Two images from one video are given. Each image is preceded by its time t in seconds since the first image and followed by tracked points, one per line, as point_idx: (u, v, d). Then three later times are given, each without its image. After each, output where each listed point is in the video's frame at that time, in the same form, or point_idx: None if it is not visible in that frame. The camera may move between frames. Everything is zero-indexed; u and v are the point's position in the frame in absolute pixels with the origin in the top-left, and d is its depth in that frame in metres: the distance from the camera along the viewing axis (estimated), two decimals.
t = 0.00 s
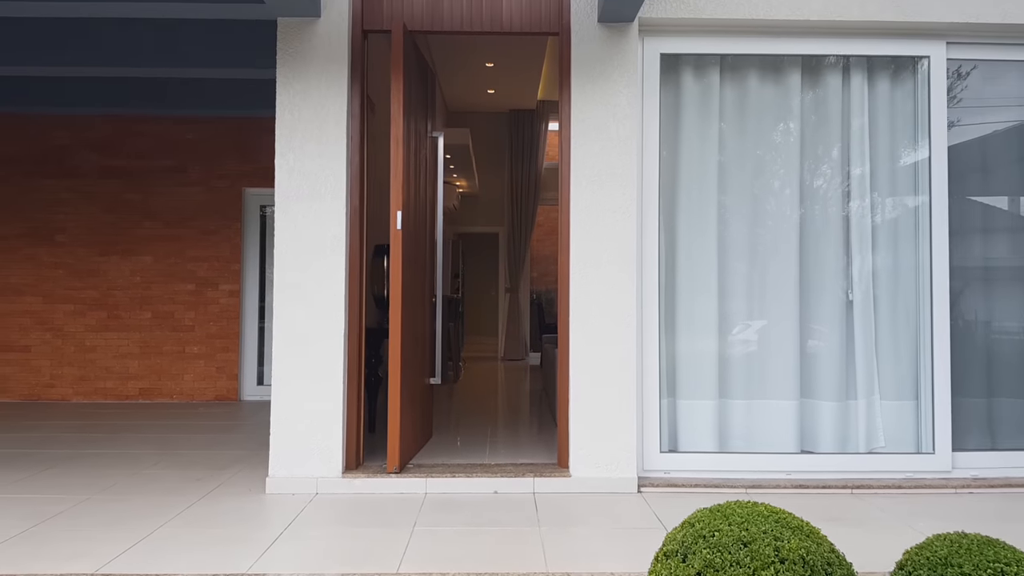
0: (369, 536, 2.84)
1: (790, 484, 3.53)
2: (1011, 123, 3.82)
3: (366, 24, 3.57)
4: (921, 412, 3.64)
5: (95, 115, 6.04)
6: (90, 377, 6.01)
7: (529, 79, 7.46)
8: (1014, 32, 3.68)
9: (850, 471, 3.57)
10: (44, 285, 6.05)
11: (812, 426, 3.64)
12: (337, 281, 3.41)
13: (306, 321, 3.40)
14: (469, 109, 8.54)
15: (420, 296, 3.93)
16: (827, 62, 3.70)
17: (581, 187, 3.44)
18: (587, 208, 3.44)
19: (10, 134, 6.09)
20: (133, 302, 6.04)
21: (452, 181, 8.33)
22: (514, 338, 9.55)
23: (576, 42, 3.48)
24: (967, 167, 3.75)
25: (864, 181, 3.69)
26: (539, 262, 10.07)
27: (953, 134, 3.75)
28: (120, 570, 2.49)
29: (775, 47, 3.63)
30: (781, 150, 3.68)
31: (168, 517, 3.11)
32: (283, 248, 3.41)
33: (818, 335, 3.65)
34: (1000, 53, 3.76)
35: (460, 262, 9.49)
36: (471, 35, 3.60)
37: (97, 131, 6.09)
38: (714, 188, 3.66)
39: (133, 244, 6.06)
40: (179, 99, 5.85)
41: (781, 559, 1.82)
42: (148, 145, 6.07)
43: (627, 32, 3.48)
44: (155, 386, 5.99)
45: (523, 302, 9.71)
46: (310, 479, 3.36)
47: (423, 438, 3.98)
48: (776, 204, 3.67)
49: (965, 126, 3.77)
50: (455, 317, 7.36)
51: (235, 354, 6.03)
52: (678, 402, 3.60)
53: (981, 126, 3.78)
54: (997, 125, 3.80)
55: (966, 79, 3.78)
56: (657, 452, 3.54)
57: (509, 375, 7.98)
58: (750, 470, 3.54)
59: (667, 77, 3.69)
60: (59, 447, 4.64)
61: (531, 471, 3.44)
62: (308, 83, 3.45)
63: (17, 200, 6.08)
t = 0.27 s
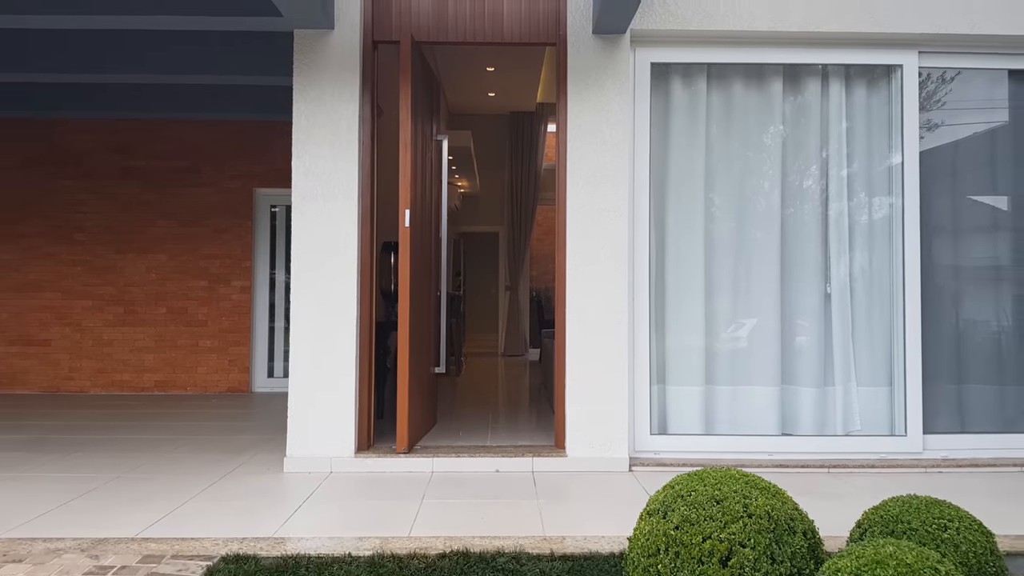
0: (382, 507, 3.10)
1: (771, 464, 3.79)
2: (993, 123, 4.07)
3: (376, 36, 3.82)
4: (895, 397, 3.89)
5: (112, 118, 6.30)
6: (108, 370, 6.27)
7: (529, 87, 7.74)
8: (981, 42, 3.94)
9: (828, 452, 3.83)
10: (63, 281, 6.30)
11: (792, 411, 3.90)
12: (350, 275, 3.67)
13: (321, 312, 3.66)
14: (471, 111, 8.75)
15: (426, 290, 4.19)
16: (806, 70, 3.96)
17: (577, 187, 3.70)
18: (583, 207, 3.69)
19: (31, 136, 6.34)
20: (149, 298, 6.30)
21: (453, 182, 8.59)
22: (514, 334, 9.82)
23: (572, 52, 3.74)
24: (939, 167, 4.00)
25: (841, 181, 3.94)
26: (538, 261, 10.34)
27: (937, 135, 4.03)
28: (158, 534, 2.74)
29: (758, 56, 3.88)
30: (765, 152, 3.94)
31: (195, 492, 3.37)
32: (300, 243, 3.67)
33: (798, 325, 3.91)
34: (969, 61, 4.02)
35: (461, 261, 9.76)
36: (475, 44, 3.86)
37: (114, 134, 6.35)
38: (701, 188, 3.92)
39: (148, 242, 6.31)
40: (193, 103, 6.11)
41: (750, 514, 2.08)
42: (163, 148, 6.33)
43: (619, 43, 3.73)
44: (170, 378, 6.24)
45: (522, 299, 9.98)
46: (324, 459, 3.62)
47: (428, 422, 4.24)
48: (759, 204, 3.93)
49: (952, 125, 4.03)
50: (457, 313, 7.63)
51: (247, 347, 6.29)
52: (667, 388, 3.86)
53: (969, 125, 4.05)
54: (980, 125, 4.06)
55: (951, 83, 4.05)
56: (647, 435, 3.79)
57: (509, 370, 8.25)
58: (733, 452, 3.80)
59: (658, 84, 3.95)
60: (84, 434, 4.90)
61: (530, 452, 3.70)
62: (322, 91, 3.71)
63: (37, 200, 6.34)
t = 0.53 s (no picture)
0: (393, 489, 3.36)
1: (755, 452, 4.05)
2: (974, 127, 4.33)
3: (386, 50, 4.08)
4: (872, 390, 4.14)
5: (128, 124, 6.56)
6: (124, 366, 6.53)
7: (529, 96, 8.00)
8: (953, 57, 4.20)
9: (809, 441, 4.08)
10: (81, 281, 6.56)
11: (775, 402, 4.15)
12: (361, 275, 3.93)
13: (334, 309, 3.92)
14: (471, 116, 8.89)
15: (432, 288, 4.45)
16: (789, 83, 4.22)
17: (574, 193, 3.95)
18: (579, 211, 3.95)
19: (49, 142, 6.60)
20: (163, 297, 6.55)
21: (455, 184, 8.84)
22: (514, 332, 10.09)
23: (569, 67, 3.99)
24: (914, 174, 4.26)
25: (821, 187, 4.20)
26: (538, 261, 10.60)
27: (924, 139, 4.29)
28: (190, 512, 3.00)
29: (743, 70, 4.14)
30: (750, 159, 4.20)
31: (219, 476, 3.62)
32: (315, 245, 3.92)
33: (781, 321, 4.17)
34: (944, 73, 4.28)
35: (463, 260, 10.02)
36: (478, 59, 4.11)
37: (130, 140, 6.61)
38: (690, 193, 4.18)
39: (162, 243, 6.57)
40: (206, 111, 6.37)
41: (726, 488, 2.32)
42: (177, 153, 6.59)
43: (612, 58, 4.00)
44: (184, 374, 6.50)
45: (522, 298, 10.24)
46: (337, 446, 3.88)
47: (434, 413, 4.49)
48: (744, 208, 4.19)
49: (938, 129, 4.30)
50: (459, 311, 7.89)
51: (258, 344, 6.54)
52: (658, 380, 4.12)
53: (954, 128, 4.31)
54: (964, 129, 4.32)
55: (935, 91, 4.32)
56: (640, 424, 4.05)
57: (509, 366, 8.51)
58: (720, 440, 4.06)
59: (650, 96, 4.21)
60: (105, 426, 5.16)
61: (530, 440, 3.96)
62: (335, 103, 3.96)
63: (56, 203, 6.60)
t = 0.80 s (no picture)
0: (400, 469, 3.60)
1: (740, 437, 4.29)
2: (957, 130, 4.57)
3: (393, 58, 4.31)
4: (852, 379, 4.38)
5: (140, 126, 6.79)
6: (138, 359, 6.77)
7: (529, 98, 8.23)
8: (929, 64, 4.43)
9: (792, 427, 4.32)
10: (95, 277, 6.79)
11: (760, 390, 4.39)
12: (369, 269, 4.17)
13: (344, 302, 4.16)
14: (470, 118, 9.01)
15: (435, 282, 4.68)
16: (774, 88, 4.45)
17: (570, 192, 4.19)
18: (575, 210, 4.19)
19: (64, 143, 6.84)
20: (175, 292, 6.79)
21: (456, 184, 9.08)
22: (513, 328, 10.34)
23: (565, 74, 4.23)
24: (893, 175, 4.49)
25: (804, 187, 4.44)
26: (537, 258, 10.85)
27: (912, 140, 4.52)
28: (214, 487, 3.24)
29: (730, 76, 4.38)
30: (737, 161, 4.44)
31: (236, 457, 3.86)
32: (326, 242, 4.16)
33: (765, 314, 4.41)
34: (921, 79, 4.51)
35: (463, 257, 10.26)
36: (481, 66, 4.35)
37: (142, 141, 6.84)
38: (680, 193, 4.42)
39: (174, 241, 6.80)
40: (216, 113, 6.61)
41: (705, 460, 2.55)
42: (187, 154, 6.83)
43: (606, 65, 4.23)
44: (196, 367, 6.74)
45: (521, 295, 10.49)
46: (347, 431, 4.12)
47: (437, 401, 4.73)
48: (731, 207, 4.43)
49: (923, 130, 4.55)
50: (460, 307, 8.13)
51: (266, 338, 6.79)
52: (650, 370, 4.36)
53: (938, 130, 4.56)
54: (947, 130, 4.57)
55: (920, 94, 4.55)
56: (631, 411, 4.29)
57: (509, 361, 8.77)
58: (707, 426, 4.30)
59: (642, 101, 4.45)
60: (123, 416, 5.40)
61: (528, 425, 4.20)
62: (345, 107, 4.20)
63: (70, 202, 6.84)
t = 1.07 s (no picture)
0: (404, 452, 3.87)
1: (724, 424, 4.57)
2: (936, 134, 4.85)
3: (397, 68, 4.60)
4: (829, 370, 4.66)
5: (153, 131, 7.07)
6: (151, 354, 7.04)
7: (526, 104, 8.50)
8: (902, 75, 4.71)
9: (773, 415, 4.60)
10: (110, 275, 7.08)
11: (743, 381, 4.67)
12: (375, 267, 4.44)
13: (352, 297, 4.43)
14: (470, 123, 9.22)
15: (437, 280, 4.97)
16: (756, 97, 4.73)
17: (564, 195, 4.47)
18: (568, 211, 4.47)
19: (81, 146, 7.12)
20: (186, 290, 7.07)
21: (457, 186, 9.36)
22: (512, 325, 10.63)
23: (559, 84, 4.51)
24: (868, 179, 4.78)
25: (784, 190, 4.72)
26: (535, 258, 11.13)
27: (895, 143, 4.81)
28: (234, 465, 3.52)
29: (713, 86, 4.66)
30: (722, 165, 4.72)
31: (252, 442, 4.14)
32: (335, 241, 4.44)
33: (748, 309, 4.70)
34: (896, 89, 4.77)
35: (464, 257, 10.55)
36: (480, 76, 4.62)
37: (155, 144, 7.12)
38: (667, 195, 4.71)
39: (186, 241, 7.08)
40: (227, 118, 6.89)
41: (682, 437, 2.82)
42: (199, 157, 7.11)
43: (598, 76, 4.51)
44: (206, 361, 7.01)
45: (520, 293, 10.77)
46: (355, 418, 4.40)
47: (438, 392, 5.01)
48: (715, 209, 4.72)
49: (906, 134, 4.82)
50: (461, 306, 8.41)
51: (274, 334, 7.06)
52: (639, 361, 4.65)
53: (921, 133, 4.84)
54: (924, 135, 4.84)
55: (904, 101, 4.83)
56: (622, 400, 4.57)
57: (507, 357, 9.04)
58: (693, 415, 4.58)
59: (632, 110, 4.73)
60: (139, 407, 5.68)
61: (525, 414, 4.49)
62: (352, 115, 4.48)
63: (86, 203, 7.12)
